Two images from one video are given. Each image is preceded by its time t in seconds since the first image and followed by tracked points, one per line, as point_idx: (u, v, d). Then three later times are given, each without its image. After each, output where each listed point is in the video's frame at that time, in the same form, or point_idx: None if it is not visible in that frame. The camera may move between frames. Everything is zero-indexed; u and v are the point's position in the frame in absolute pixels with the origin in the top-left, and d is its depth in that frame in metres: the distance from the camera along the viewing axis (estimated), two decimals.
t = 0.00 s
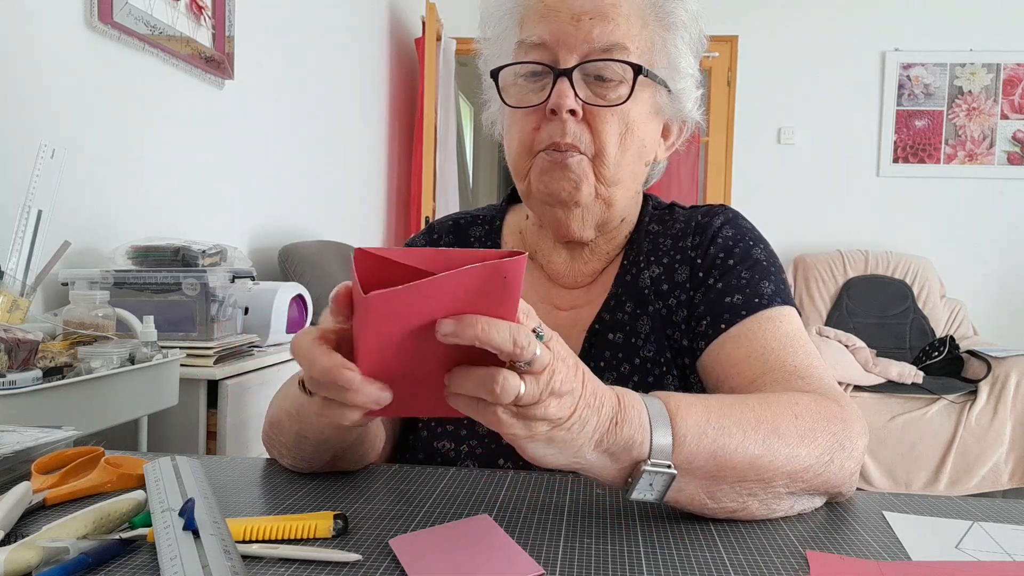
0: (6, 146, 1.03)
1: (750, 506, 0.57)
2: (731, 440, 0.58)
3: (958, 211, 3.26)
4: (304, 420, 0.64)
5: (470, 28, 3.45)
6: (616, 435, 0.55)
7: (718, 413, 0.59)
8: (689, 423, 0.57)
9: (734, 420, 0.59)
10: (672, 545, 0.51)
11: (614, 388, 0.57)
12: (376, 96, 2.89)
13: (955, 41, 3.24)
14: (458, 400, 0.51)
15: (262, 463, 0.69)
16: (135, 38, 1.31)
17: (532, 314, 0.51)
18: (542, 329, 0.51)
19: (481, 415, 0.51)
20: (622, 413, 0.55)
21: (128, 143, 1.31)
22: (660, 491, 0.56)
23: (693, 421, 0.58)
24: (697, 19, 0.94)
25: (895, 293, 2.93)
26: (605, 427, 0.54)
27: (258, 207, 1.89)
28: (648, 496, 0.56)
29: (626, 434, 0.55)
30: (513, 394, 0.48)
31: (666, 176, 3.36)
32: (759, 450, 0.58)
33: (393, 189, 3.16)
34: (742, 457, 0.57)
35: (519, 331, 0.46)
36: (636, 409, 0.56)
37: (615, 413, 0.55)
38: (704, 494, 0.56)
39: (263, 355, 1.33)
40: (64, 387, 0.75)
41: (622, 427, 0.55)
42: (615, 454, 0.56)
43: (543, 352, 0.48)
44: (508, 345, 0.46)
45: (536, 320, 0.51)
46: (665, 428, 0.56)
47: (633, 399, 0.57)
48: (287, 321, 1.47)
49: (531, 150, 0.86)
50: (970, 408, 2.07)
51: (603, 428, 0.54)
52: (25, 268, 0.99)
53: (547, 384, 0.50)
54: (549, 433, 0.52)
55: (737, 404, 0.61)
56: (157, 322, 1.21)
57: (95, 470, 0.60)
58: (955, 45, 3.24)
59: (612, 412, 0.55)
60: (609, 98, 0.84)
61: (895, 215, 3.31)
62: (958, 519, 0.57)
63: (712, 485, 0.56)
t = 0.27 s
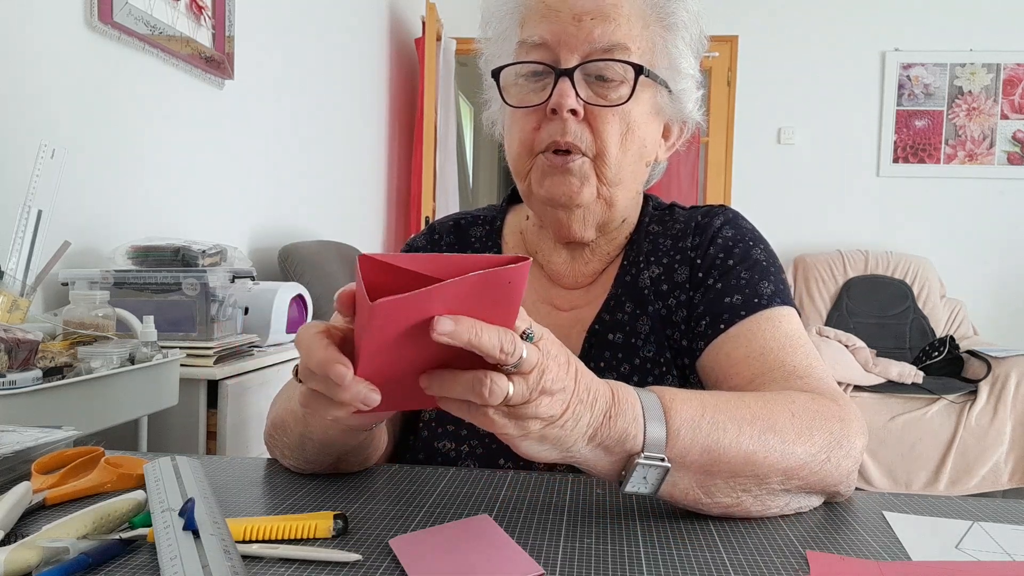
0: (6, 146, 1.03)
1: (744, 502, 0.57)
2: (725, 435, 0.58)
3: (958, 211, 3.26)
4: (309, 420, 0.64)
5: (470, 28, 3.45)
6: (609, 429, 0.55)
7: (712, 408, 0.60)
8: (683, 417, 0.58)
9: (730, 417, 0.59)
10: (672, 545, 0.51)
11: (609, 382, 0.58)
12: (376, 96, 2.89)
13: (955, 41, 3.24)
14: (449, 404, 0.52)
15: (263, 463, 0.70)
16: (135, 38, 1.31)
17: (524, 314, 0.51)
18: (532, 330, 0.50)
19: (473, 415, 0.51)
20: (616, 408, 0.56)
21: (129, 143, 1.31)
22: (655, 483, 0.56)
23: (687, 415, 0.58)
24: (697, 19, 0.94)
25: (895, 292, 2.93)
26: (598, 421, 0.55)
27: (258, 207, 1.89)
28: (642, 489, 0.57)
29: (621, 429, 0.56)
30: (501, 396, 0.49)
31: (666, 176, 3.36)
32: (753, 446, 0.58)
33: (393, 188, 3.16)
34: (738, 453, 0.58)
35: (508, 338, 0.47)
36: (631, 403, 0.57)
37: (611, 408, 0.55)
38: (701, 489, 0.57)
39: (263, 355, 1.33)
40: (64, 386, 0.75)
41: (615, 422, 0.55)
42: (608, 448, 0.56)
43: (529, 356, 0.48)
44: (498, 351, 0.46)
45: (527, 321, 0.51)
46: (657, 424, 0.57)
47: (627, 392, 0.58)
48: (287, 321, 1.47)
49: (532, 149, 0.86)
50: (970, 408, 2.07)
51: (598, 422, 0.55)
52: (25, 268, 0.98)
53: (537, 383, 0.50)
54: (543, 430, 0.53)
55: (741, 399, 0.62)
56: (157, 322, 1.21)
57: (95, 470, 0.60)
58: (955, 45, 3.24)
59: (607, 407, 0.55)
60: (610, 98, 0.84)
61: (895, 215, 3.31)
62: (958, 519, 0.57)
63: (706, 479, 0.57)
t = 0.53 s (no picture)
0: (5, 145, 1.03)
1: (746, 500, 0.57)
2: (730, 433, 0.58)
3: (958, 211, 3.26)
4: (303, 419, 0.64)
5: (470, 28, 3.45)
6: (616, 426, 0.55)
7: (717, 406, 0.60)
8: (689, 415, 0.58)
9: (734, 415, 0.59)
10: (673, 545, 0.51)
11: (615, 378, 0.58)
12: (376, 95, 2.89)
13: (955, 41, 3.23)
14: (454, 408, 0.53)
15: (262, 462, 0.70)
16: (135, 38, 1.31)
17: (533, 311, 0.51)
18: (541, 327, 0.50)
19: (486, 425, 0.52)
20: (622, 405, 0.56)
21: (128, 144, 1.31)
22: (659, 480, 0.57)
23: (693, 412, 0.58)
24: (697, 19, 0.94)
25: (895, 293, 2.93)
26: (604, 419, 0.55)
27: (258, 207, 1.89)
28: (646, 486, 0.57)
29: (626, 426, 0.56)
30: (509, 395, 0.49)
31: (666, 176, 3.35)
32: (757, 444, 0.59)
33: (393, 188, 3.16)
34: (742, 451, 0.58)
35: (500, 341, 0.47)
36: (639, 401, 0.57)
37: (617, 405, 0.55)
38: (702, 486, 0.57)
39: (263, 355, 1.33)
40: (64, 386, 0.75)
41: (620, 421, 0.55)
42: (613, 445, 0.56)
43: (528, 354, 0.49)
44: (488, 356, 0.47)
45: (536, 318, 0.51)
46: (665, 421, 0.57)
47: (634, 388, 0.58)
48: (287, 321, 1.47)
49: (532, 149, 0.86)
50: (970, 408, 2.07)
51: (605, 418, 0.55)
52: (25, 268, 0.98)
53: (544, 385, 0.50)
54: (557, 430, 0.53)
55: (746, 398, 0.62)
56: (157, 322, 1.21)
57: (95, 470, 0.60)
58: (955, 45, 3.24)
59: (612, 405, 0.55)
60: (610, 97, 0.84)
61: (895, 215, 3.32)
62: (958, 519, 0.57)
63: (709, 477, 0.57)
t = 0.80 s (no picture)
0: (5, 145, 1.03)
1: (747, 497, 0.57)
2: (733, 427, 0.58)
3: (958, 211, 3.26)
4: (302, 421, 0.64)
5: (470, 29, 3.45)
6: (621, 419, 0.55)
7: (720, 401, 0.60)
8: (693, 409, 0.58)
9: (737, 412, 0.59)
10: (673, 545, 0.51)
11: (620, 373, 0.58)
12: (376, 95, 2.89)
13: (956, 41, 3.23)
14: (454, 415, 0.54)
15: (262, 463, 0.69)
16: (135, 38, 1.31)
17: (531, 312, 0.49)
18: (540, 330, 0.49)
19: (491, 430, 0.53)
20: (626, 401, 0.56)
21: (128, 144, 1.31)
22: (662, 475, 0.57)
23: (698, 406, 0.58)
24: (696, 18, 0.93)
25: (895, 293, 2.93)
26: (607, 417, 0.55)
27: (258, 206, 1.89)
28: (649, 481, 0.57)
29: (630, 422, 0.56)
30: (511, 399, 0.50)
31: (666, 176, 3.35)
32: (760, 440, 0.59)
33: (393, 188, 3.15)
34: (744, 447, 0.58)
35: (494, 350, 0.47)
36: (643, 396, 0.57)
37: (621, 401, 0.55)
38: (704, 483, 0.58)
39: (263, 355, 1.33)
40: (65, 386, 0.75)
41: (623, 419, 0.55)
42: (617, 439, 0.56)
43: (525, 359, 0.48)
44: (483, 366, 0.47)
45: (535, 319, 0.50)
46: (669, 419, 0.57)
47: (639, 383, 0.58)
48: (287, 321, 1.47)
49: (530, 149, 0.86)
50: (970, 408, 2.07)
51: (609, 414, 0.55)
52: (25, 268, 0.99)
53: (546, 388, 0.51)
54: (562, 429, 0.53)
55: (749, 395, 0.62)
56: (157, 322, 1.21)
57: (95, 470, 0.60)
58: (954, 45, 3.24)
59: (615, 402, 0.55)
60: (609, 97, 0.84)
61: (895, 215, 3.31)
62: (957, 519, 0.57)
63: (712, 475, 0.57)
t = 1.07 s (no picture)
0: (5, 146, 1.03)
1: (746, 499, 0.58)
2: (733, 432, 0.58)
3: (958, 211, 3.26)
4: (302, 422, 0.64)
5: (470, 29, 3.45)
6: (618, 424, 0.55)
7: (721, 405, 0.59)
8: (693, 413, 0.58)
9: (737, 414, 0.59)
10: (673, 545, 0.51)
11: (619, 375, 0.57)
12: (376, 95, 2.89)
13: (956, 40, 3.23)
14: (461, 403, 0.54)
15: (261, 463, 0.69)
16: (135, 38, 1.31)
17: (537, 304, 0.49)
18: (543, 324, 0.49)
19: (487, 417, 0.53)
20: (625, 405, 0.55)
21: (127, 144, 1.31)
22: (660, 479, 0.57)
23: (698, 410, 0.58)
24: (695, 18, 0.93)
25: (895, 293, 2.93)
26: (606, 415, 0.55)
27: (258, 207, 1.89)
28: (646, 483, 0.57)
29: (629, 424, 0.56)
30: (508, 389, 0.49)
31: (665, 176, 3.35)
32: (761, 444, 0.58)
33: (393, 188, 3.16)
34: (743, 451, 0.58)
35: (492, 335, 0.48)
36: (642, 401, 0.57)
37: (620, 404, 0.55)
38: (703, 484, 0.58)
39: (263, 354, 1.33)
40: (65, 386, 0.75)
41: (622, 418, 0.55)
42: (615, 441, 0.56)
43: (523, 350, 0.49)
44: (481, 349, 0.48)
45: (540, 312, 0.49)
46: (668, 419, 0.57)
47: (638, 386, 0.57)
48: (287, 321, 1.48)
49: (529, 151, 0.86)
50: (970, 408, 2.07)
51: (607, 415, 0.55)
52: (25, 268, 0.99)
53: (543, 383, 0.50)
54: (556, 426, 0.53)
55: (748, 396, 0.62)
56: (157, 323, 1.21)
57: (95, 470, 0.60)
58: (954, 44, 3.24)
59: (614, 400, 0.55)
60: (607, 99, 0.84)
61: (895, 215, 3.31)
62: (957, 519, 0.57)
63: (709, 476, 0.57)
